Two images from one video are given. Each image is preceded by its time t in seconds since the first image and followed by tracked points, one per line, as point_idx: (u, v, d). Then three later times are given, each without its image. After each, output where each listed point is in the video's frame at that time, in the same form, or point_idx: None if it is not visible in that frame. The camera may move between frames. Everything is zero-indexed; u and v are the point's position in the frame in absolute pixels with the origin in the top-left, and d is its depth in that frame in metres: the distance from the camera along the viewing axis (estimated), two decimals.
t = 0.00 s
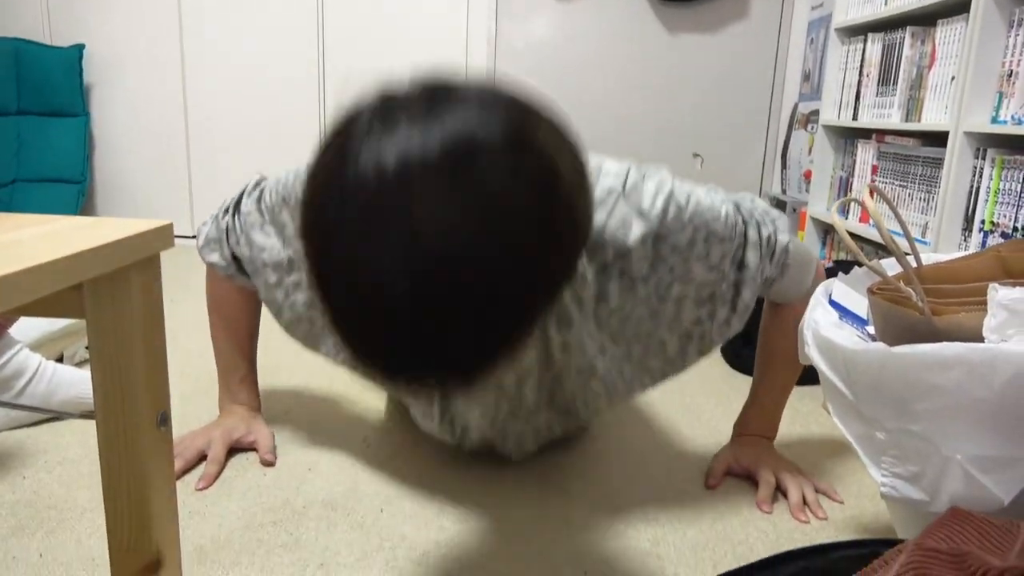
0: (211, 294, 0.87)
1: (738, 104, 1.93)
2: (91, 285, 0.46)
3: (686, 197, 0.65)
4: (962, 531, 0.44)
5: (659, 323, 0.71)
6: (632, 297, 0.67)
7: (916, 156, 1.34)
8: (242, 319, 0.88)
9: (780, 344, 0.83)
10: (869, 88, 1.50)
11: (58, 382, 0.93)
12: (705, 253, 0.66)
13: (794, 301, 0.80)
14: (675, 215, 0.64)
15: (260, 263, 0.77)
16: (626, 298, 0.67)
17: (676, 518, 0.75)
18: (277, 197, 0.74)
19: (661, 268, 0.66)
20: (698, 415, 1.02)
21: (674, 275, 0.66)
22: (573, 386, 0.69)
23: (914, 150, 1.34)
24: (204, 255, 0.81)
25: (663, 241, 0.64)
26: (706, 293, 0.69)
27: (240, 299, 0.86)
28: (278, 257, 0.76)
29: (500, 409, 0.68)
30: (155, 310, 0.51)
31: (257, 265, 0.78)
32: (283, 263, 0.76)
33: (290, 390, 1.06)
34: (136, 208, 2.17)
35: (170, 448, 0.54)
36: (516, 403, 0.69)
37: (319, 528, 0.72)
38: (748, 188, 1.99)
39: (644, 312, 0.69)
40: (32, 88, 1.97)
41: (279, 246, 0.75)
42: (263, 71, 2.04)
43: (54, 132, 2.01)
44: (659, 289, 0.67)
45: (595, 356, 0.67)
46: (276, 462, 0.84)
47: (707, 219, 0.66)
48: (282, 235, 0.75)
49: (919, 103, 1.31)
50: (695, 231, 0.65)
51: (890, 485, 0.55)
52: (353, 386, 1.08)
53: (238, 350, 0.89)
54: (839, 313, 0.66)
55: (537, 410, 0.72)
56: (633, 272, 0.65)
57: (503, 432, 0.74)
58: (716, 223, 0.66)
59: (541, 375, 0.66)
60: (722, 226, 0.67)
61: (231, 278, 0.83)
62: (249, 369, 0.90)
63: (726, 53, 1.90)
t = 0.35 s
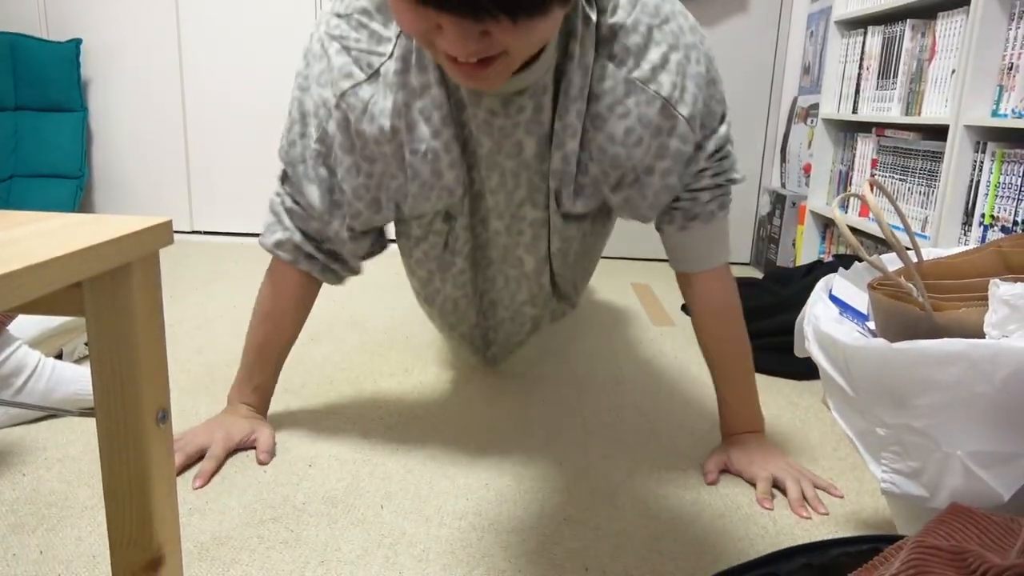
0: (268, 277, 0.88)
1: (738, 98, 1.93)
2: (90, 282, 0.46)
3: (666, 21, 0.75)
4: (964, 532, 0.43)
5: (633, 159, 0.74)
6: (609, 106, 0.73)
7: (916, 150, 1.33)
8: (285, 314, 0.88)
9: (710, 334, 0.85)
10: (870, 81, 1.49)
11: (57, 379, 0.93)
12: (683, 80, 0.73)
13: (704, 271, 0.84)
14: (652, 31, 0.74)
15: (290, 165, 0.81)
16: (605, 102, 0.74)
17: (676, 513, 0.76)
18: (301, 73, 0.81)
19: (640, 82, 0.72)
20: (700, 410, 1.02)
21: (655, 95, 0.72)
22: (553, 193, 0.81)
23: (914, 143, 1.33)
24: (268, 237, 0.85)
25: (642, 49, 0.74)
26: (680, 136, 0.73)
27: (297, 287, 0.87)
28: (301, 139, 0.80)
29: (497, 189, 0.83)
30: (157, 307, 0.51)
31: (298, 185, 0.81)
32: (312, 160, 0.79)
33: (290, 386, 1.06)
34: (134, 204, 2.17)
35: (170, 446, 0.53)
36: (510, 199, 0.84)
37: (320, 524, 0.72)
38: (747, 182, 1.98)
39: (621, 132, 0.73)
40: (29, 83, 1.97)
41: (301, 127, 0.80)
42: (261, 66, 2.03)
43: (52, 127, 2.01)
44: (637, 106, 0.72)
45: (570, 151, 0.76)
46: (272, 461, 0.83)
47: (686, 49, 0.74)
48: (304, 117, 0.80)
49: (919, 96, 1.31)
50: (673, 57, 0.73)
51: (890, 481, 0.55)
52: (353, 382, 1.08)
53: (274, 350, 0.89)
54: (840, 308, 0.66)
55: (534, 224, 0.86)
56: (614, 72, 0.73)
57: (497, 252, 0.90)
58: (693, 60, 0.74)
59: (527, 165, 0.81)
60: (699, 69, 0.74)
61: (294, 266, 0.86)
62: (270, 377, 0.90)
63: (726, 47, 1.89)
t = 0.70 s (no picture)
0: (257, 275, 0.89)
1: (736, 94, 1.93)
2: (89, 280, 0.46)
3: (665, 25, 0.73)
4: (958, 529, 0.43)
5: (631, 171, 0.74)
6: (608, 121, 0.72)
7: (914, 147, 1.33)
8: (273, 310, 0.88)
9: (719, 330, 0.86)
10: (869, 77, 1.49)
11: (55, 375, 0.93)
12: (680, 90, 0.72)
13: (719, 268, 0.84)
14: (650, 38, 0.72)
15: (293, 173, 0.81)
16: (603, 118, 0.72)
17: (674, 510, 0.76)
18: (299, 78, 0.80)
19: (637, 95, 0.72)
20: (698, 406, 1.02)
21: (651, 107, 0.72)
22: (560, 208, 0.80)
23: (913, 140, 1.33)
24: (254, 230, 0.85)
25: (639, 60, 0.72)
26: (678, 144, 0.73)
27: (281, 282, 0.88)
28: (302, 147, 0.80)
29: (497, 215, 0.81)
30: (153, 304, 0.50)
31: (297, 194, 0.81)
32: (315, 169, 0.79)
33: (288, 383, 1.06)
34: (133, 200, 2.16)
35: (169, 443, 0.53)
36: (512, 224, 0.82)
37: (319, 521, 0.72)
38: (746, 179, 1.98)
39: (618, 146, 0.72)
40: (27, 79, 1.96)
41: (303, 133, 0.80)
42: (260, 61, 2.03)
43: (50, 122, 2.00)
44: (635, 119, 0.72)
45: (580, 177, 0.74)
46: (271, 458, 0.84)
47: (685, 56, 0.73)
48: (307, 121, 0.80)
49: (918, 93, 1.31)
50: (672, 65, 0.72)
51: (888, 477, 0.56)
52: (352, 378, 1.08)
53: (266, 344, 0.89)
54: (837, 306, 0.66)
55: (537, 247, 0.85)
56: (611, 86, 0.72)
57: (496, 274, 0.89)
58: (693, 66, 0.73)
59: (526, 189, 0.78)
60: (700, 74, 0.73)
61: (279, 262, 0.86)
62: (263, 373, 0.90)
63: (725, 42, 1.89)
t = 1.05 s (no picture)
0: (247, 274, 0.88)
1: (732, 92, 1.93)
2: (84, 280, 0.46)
3: (667, 21, 0.73)
4: (954, 525, 0.43)
5: (634, 167, 0.73)
6: (610, 115, 0.72)
7: (910, 144, 1.33)
8: (265, 306, 0.88)
9: (725, 322, 0.85)
10: (864, 75, 1.50)
11: (51, 374, 0.93)
12: (684, 85, 0.72)
13: (725, 261, 0.84)
14: (653, 33, 0.72)
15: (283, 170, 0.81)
16: (607, 111, 0.73)
17: (672, 506, 0.76)
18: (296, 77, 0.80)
19: (640, 90, 0.72)
20: (694, 403, 1.02)
21: (654, 102, 0.72)
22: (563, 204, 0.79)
23: (909, 138, 1.34)
24: (245, 229, 0.85)
25: (642, 55, 0.72)
26: (681, 140, 0.73)
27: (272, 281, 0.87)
28: (298, 145, 0.80)
29: (502, 208, 0.79)
30: (150, 304, 0.50)
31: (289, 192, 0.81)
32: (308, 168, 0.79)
33: (285, 381, 1.06)
34: (128, 198, 2.16)
35: (165, 441, 0.53)
36: (518, 218, 0.80)
37: (316, 519, 0.72)
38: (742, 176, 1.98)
39: (621, 140, 0.73)
40: (21, 77, 1.95)
41: (298, 130, 0.80)
42: (256, 59, 2.03)
43: (44, 121, 1.99)
44: (637, 113, 0.72)
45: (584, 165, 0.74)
46: (269, 456, 0.84)
47: (687, 51, 0.73)
48: (301, 123, 0.80)
49: (913, 91, 1.31)
50: (674, 60, 0.72)
51: (883, 474, 0.56)
52: (349, 376, 1.08)
53: (261, 341, 0.89)
54: (833, 303, 0.66)
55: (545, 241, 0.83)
56: (616, 79, 0.72)
57: (502, 274, 0.86)
58: (696, 61, 0.73)
59: (531, 180, 0.77)
60: (704, 70, 0.73)
61: (270, 260, 0.86)
62: (258, 369, 0.90)
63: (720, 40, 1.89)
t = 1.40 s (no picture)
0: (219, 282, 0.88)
1: (730, 90, 1.93)
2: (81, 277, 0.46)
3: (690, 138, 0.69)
4: (956, 526, 0.43)
5: (678, 283, 0.74)
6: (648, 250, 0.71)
7: (908, 141, 1.33)
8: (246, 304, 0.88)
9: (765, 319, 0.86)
10: (862, 72, 1.50)
11: (48, 374, 0.92)
12: (710, 192, 0.71)
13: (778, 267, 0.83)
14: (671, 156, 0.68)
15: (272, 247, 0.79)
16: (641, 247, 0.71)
17: (671, 505, 0.76)
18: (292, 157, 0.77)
19: (678, 213, 0.70)
20: (693, 402, 1.02)
21: (688, 222, 0.71)
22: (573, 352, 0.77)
23: (907, 135, 1.34)
24: (214, 239, 0.84)
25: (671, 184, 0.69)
26: (716, 240, 0.74)
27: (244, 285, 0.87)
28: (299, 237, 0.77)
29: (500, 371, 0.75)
30: (147, 302, 0.50)
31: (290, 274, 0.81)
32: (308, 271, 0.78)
33: (282, 381, 1.05)
34: (125, 198, 2.15)
35: (162, 440, 0.53)
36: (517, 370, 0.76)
37: (314, 519, 0.72)
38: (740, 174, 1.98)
39: (665, 266, 0.72)
40: (16, 76, 1.94)
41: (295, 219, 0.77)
42: (253, 57, 2.02)
43: (39, 120, 1.98)
44: (676, 238, 0.71)
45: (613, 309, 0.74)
46: (267, 455, 0.83)
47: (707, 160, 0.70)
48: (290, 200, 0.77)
49: (911, 88, 1.31)
50: (700, 176, 0.70)
51: (883, 472, 0.55)
52: (346, 374, 1.07)
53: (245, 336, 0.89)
54: (832, 301, 0.66)
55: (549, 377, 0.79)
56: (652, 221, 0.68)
57: (511, 397, 0.82)
58: (716, 168, 0.70)
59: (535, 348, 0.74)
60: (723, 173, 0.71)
61: (238, 268, 0.85)
62: (250, 363, 0.90)
63: (718, 38, 1.89)
